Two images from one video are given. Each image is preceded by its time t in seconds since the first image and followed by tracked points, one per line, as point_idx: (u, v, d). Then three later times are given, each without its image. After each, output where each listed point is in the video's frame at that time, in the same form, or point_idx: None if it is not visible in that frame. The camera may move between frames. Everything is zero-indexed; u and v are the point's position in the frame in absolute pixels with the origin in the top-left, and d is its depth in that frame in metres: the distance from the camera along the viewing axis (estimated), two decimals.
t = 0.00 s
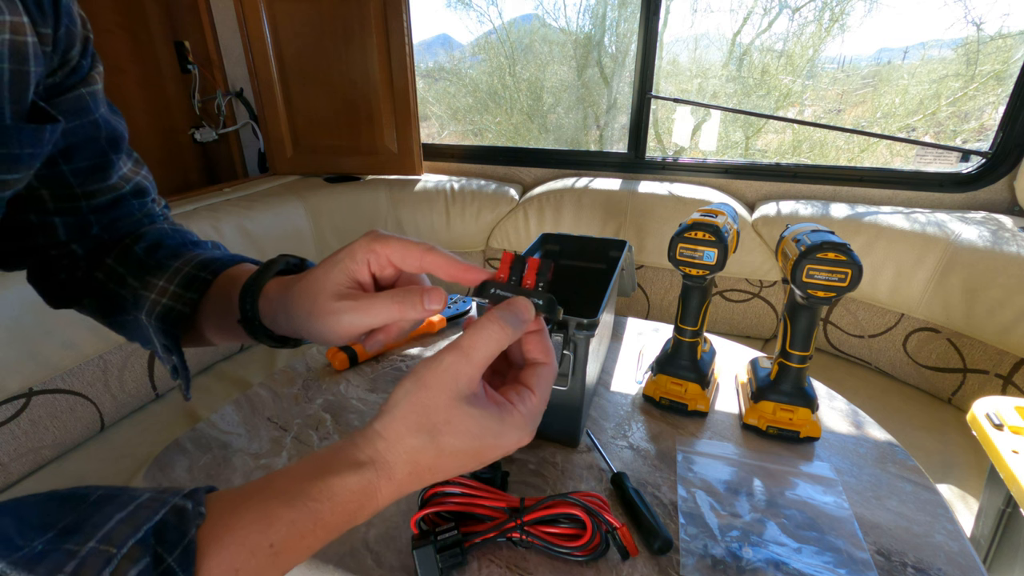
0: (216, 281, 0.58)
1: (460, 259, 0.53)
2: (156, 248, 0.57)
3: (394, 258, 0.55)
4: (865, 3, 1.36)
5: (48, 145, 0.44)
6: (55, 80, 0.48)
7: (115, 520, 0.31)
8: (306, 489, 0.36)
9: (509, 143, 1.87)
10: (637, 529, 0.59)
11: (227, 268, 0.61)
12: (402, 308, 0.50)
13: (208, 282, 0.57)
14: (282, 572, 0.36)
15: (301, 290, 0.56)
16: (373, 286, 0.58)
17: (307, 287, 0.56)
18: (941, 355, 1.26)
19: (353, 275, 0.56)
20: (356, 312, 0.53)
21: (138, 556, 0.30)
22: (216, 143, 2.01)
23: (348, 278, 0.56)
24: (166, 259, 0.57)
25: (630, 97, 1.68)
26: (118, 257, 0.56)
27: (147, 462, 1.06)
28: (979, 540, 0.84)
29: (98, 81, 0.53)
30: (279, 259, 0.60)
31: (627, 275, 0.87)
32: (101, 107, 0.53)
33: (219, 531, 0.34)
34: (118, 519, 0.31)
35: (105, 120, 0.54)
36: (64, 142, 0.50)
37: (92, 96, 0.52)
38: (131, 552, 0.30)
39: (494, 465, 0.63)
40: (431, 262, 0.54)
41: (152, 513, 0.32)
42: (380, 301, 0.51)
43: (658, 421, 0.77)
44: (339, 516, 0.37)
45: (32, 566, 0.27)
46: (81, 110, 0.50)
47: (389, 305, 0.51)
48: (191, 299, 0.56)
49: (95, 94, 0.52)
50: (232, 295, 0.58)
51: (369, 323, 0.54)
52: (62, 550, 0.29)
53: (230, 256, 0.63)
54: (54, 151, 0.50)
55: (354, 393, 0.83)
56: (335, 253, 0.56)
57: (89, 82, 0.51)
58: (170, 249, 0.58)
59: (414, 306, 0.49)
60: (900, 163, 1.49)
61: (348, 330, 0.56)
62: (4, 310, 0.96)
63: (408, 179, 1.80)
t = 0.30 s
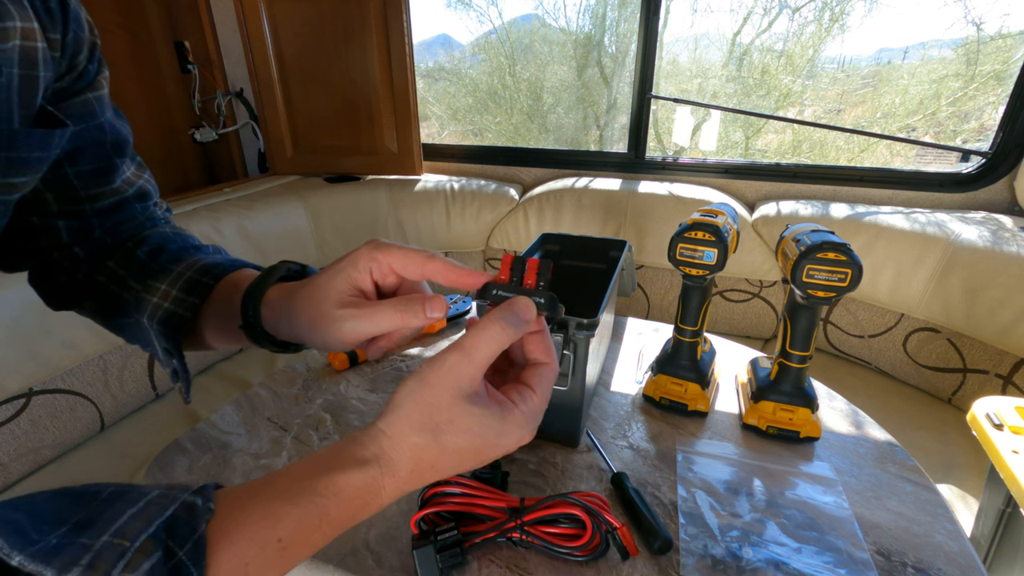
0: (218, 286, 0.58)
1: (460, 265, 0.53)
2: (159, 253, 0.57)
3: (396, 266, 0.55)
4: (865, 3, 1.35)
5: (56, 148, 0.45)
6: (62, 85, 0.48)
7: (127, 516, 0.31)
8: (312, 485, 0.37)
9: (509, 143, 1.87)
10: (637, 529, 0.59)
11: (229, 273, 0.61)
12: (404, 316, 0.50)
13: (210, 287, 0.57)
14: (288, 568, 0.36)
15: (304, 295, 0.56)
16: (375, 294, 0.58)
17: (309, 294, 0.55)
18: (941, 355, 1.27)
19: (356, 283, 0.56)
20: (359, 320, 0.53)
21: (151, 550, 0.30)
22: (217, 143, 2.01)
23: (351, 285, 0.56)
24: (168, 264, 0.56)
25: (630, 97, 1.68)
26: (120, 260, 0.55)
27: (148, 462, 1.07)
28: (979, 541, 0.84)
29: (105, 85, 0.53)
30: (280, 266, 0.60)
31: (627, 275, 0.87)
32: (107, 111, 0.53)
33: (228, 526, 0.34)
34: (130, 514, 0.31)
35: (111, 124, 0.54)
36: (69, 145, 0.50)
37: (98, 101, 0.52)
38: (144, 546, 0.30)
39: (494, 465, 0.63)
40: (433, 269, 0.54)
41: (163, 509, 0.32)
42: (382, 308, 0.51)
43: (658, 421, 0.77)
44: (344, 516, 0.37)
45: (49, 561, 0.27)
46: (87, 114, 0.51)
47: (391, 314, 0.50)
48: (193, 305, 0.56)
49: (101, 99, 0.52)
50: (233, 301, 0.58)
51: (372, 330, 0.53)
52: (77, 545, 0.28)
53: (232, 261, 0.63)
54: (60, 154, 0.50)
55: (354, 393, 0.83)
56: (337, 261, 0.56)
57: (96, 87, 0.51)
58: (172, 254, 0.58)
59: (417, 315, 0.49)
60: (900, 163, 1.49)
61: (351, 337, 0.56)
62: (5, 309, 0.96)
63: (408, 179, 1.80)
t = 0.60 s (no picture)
0: (224, 289, 0.58)
1: (465, 271, 0.54)
2: (164, 255, 0.57)
3: (402, 272, 0.55)
4: (865, 3, 1.35)
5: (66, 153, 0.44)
6: (72, 89, 0.48)
7: (143, 517, 0.31)
8: (321, 489, 0.37)
9: (509, 143, 1.87)
10: (637, 529, 0.59)
11: (234, 276, 0.60)
12: (410, 323, 0.50)
13: (216, 290, 0.58)
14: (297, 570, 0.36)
15: (309, 301, 0.56)
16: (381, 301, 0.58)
17: (314, 299, 0.55)
18: (941, 355, 1.27)
19: (361, 289, 0.56)
20: (366, 326, 0.53)
21: (167, 552, 0.30)
22: (217, 143, 2.01)
23: (357, 291, 0.56)
24: (173, 267, 0.57)
25: (630, 97, 1.68)
26: (126, 263, 0.56)
27: (147, 462, 1.07)
28: (978, 541, 0.84)
29: (113, 89, 0.53)
30: (286, 269, 0.60)
31: (628, 275, 0.87)
32: (114, 115, 0.53)
33: (240, 528, 0.34)
34: (145, 516, 0.31)
35: (118, 127, 0.54)
36: (77, 149, 0.50)
37: (106, 105, 0.52)
38: (160, 547, 0.30)
39: (494, 465, 0.63)
40: (437, 276, 0.54)
41: (177, 510, 0.32)
42: (388, 315, 0.51)
43: (658, 421, 0.77)
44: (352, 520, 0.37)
45: (69, 561, 0.27)
46: (95, 117, 0.51)
47: (395, 320, 0.51)
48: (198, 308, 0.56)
49: (109, 102, 0.52)
50: (237, 305, 0.57)
51: (378, 336, 0.54)
52: (94, 546, 0.29)
53: (237, 264, 0.63)
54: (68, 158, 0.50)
55: (354, 393, 0.83)
56: (343, 268, 0.56)
57: (104, 90, 0.51)
58: (178, 256, 0.58)
59: (421, 321, 0.49)
60: (900, 163, 1.49)
61: (357, 342, 0.56)
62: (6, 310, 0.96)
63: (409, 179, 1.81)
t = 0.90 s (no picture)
0: (223, 292, 0.58)
1: (468, 276, 0.53)
2: (164, 257, 0.57)
3: (402, 279, 0.55)
4: (865, 3, 1.35)
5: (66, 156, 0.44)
6: (72, 91, 0.48)
7: (140, 518, 0.31)
8: (320, 490, 0.36)
9: (509, 143, 1.87)
10: (637, 529, 0.59)
11: (234, 279, 0.60)
12: (408, 334, 0.50)
13: (215, 293, 0.57)
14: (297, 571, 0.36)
15: (309, 307, 0.55)
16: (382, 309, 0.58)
17: (313, 304, 0.55)
18: (941, 355, 1.27)
19: (362, 298, 0.55)
20: (364, 335, 0.53)
21: (166, 552, 0.30)
22: (217, 143, 2.01)
23: (357, 300, 0.55)
24: (173, 270, 0.56)
25: (630, 97, 1.68)
26: (125, 265, 0.56)
27: (147, 462, 1.07)
28: (978, 541, 0.84)
29: (114, 92, 0.53)
30: (286, 273, 0.60)
31: (627, 275, 0.87)
32: (115, 117, 0.53)
33: (238, 530, 0.34)
34: (143, 517, 0.31)
35: (119, 129, 0.54)
36: (77, 151, 0.50)
37: (107, 107, 0.52)
38: (159, 549, 0.30)
39: (494, 465, 0.63)
40: (438, 283, 0.53)
41: (175, 511, 0.32)
42: (387, 326, 0.51)
43: (658, 421, 0.77)
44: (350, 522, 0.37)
45: (67, 563, 0.27)
46: (96, 119, 0.51)
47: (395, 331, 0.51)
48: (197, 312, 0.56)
49: (110, 104, 0.52)
50: (236, 310, 0.57)
51: (375, 347, 0.54)
52: (93, 547, 0.29)
53: (236, 268, 0.63)
54: (69, 159, 0.50)
55: (354, 393, 0.83)
56: (344, 274, 0.55)
57: (105, 93, 0.51)
58: (178, 259, 0.58)
59: (420, 333, 0.49)
60: (900, 163, 1.49)
61: (356, 351, 0.56)
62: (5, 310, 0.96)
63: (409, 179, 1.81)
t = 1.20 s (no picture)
0: (219, 274, 0.57)
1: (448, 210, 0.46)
2: (165, 245, 0.57)
3: (379, 229, 0.51)
4: (865, 3, 1.35)
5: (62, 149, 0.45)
6: (67, 84, 0.48)
7: (144, 517, 0.30)
8: (322, 491, 0.37)
9: (509, 143, 1.87)
10: (637, 529, 0.59)
11: (229, 262, 0.59)
12: (379, 290, 0.46)
13: (210, 276, 0.57)
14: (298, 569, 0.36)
15: (288, 276, 0.54)
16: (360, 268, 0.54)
17: (291, 280, 0.53)
18: (941, 355, 1.27)
19: (337, 259, 0.53)
20: (335, 296, 0.50)
21: (171, 551, 0.30)
22: (216, 143, 2.01)
23: (332, 261, 0.52)
24: (170, 256, 0.56)
25: (630, 97, 1.68)
26: (130, 254, 0.56)
27: (148, 462, 1.07)
28: (978, 541, 0.84)
29: (110, 83, 0.53)
30: (274, 251, 0.59)
31: (628, 275, 0.87)
32: (112, 109, 0.53)
33: (241, 528, 0.34)
34: (147, 515, 0.30)
35: (117, 121, 0.53)
36: (76, 144, 0.51)
37: (103, 99, 0.52)
38: (164, 547, 0.30)
39: (494, 465, 0.63)
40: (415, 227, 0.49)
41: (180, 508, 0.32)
42: (355, 284, 0.48)
43: (658, 421, 0.77)
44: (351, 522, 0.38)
45: (75, 561, 0.27)
46: (92, 111, 0.50)
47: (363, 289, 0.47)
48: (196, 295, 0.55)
49: (106, 96, 0.52)
50: (229, 292, 0.56)
51: (349, 308, 0.51)
52: (99, 545, 0.28)
53: (234, 251, 0.62)
54: (68, 152, 0.51)
55: (354, 393, 0.83)
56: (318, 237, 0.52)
57: (101, 84, 0.51)
58: (177, 246, 0.58)
59: (392, 287, 0.46)
60: (900, 163, 1.49)
61: (334, 316, 0.53)
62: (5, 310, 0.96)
63: (409, 179, 1.81)
